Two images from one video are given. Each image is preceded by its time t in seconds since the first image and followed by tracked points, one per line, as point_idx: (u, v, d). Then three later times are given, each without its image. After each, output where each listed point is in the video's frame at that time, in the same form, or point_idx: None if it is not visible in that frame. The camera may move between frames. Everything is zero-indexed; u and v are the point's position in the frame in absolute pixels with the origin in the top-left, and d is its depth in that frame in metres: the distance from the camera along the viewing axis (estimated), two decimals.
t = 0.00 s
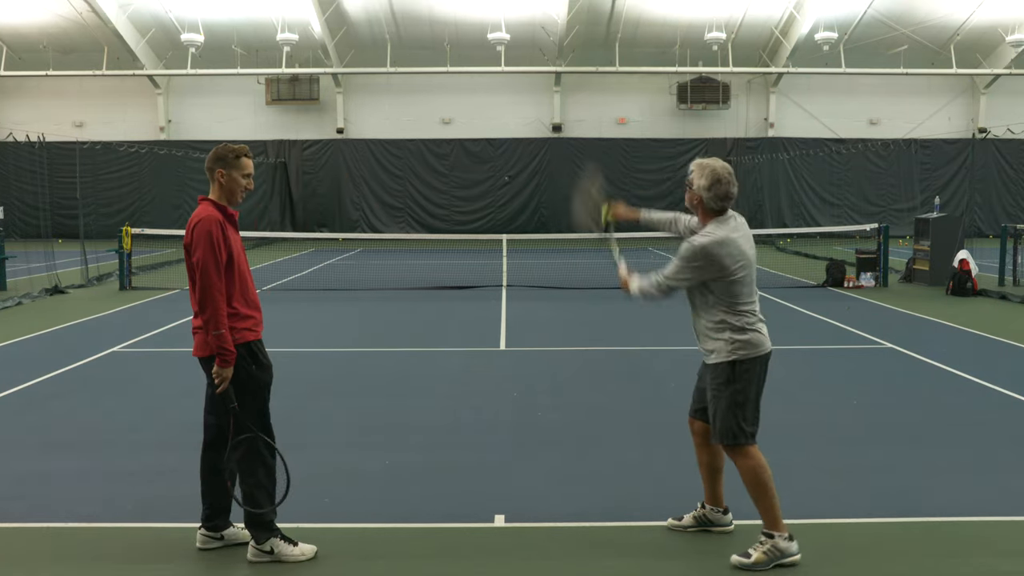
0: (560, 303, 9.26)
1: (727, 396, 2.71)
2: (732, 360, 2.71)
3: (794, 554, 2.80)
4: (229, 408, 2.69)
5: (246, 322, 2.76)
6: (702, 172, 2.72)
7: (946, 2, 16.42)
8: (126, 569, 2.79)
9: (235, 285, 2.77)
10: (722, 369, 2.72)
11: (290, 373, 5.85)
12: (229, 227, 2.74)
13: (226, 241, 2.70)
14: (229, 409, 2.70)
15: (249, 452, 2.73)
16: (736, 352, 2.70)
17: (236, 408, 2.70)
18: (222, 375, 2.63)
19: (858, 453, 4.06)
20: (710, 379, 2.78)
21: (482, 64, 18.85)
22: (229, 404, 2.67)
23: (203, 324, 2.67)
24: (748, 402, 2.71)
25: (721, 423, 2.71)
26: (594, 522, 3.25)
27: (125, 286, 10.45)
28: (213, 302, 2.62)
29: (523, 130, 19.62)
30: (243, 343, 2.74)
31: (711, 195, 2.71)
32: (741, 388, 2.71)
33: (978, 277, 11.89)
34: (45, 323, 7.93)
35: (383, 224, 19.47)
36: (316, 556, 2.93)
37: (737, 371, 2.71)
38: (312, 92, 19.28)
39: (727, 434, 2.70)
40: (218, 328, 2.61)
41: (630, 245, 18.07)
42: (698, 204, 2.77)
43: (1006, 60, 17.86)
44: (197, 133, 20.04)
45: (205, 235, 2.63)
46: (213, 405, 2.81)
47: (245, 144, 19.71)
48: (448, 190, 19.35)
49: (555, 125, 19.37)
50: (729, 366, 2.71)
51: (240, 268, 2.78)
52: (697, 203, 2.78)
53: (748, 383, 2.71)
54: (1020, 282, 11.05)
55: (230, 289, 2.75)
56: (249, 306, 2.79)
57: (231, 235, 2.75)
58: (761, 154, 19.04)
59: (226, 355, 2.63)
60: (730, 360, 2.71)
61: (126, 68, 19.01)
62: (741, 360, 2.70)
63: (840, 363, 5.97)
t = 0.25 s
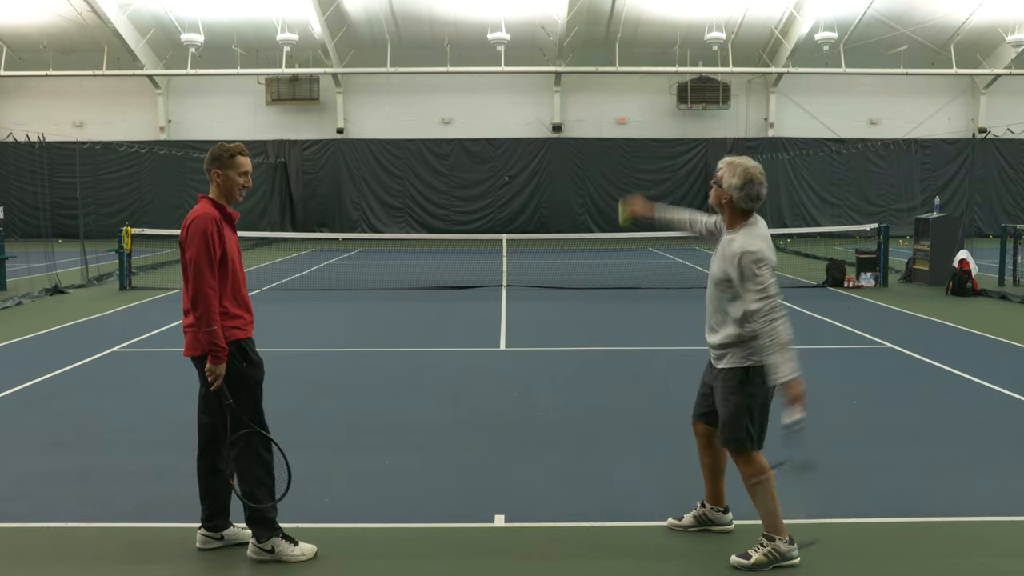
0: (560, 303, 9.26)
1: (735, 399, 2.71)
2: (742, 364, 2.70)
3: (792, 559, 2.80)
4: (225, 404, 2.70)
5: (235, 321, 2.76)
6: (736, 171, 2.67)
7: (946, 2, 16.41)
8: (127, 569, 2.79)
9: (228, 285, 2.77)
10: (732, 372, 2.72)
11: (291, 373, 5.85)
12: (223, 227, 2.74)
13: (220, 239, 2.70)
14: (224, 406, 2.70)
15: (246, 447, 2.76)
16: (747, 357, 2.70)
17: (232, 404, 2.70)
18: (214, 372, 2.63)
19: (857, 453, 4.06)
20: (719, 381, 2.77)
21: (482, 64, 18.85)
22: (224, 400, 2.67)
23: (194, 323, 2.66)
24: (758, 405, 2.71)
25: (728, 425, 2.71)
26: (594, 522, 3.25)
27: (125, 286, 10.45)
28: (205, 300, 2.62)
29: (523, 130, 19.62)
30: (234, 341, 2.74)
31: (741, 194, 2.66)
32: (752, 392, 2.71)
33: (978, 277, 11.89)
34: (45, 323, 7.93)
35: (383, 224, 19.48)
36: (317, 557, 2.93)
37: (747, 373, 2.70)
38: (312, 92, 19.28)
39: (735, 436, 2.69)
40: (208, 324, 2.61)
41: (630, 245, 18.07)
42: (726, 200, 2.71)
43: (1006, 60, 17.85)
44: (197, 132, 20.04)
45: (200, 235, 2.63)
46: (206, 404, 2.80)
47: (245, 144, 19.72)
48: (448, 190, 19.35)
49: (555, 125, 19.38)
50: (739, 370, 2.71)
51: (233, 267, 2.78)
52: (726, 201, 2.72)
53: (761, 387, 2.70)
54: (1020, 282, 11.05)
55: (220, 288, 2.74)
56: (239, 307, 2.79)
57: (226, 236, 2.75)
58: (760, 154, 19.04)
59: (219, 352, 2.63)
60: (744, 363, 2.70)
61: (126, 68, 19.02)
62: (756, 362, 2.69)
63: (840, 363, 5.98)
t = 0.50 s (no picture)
0: (560, 303, 9.26)
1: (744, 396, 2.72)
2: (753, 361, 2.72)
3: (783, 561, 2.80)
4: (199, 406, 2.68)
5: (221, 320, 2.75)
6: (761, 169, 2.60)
7: (946, 2, 16.41)
8: (128, 570, 2.79)
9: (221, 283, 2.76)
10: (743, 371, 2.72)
11: (290, 374, 5.85)
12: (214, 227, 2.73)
13: (208, 240, 2.69)
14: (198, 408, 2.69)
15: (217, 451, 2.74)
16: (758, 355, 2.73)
17: (206, 406, 2.68)
18: (191, 373, 2.63)
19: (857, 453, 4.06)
20: (722, 377, 2.77)
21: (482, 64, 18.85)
22: (199, 402, 2.66)
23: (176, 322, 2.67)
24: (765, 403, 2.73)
25: (737, 424, 2.71)
26: (594, 523, 3.25)
27: (125, 286, 10.45)
28: (186, 301, 2.62)
29: (523, 130, 19.62)
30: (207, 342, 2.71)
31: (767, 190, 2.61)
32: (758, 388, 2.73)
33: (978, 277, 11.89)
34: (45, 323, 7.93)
35: (383, 224, 19.48)
36: (316, 558, 2.94)
37: (754, 370, 2.72)
38: (312, 92, 19.30)
39: (744, 435, 2.69)
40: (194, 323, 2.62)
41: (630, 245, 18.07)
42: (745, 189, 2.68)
43: (1006, 60, 17.85)
44: (197, 132, 20.04)
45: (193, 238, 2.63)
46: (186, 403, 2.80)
47: (245, 144, 19.72)
48: (449, 190, 19.35)
49: (555, 125, 19.39)
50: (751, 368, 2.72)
51: (223, 267, 2.77)
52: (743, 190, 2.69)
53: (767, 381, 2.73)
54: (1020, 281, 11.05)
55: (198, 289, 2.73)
56: (225, 307, 2.78)
57: (219, 236, 2.74)
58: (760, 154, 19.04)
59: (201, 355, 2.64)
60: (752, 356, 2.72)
61: (127, 68, 19.02)
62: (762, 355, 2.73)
63: (839, 363, 5.98)
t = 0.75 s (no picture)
0: (560, 303, 9.26)
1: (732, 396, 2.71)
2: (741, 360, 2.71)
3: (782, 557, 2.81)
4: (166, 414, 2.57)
5: (198, 326, 2.65)
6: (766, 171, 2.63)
7: (946, 2, 16.40)
8: (128, 570, 2.79)
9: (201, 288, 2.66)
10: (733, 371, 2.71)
11: (290, 374, 5.85)
12: (193, 230, 2.63)
13: (182, 244, 2.58)
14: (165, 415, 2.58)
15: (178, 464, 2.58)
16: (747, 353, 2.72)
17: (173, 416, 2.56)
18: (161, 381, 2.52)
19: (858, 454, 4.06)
20: (712, 376, 2.76)
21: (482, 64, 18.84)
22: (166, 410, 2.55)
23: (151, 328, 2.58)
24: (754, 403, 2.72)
25: (727, 425, 2.70)
26: (594, 523, 3.25)
27: (125, 286, 10.44)
28: (157, 307, 2.52)
29: (523, 130, 19.62)
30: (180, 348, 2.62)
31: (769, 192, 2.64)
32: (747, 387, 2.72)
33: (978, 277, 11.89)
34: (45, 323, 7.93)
35: (383, 223, 19.47)
36: (317, 558, 2.94)
37: (742, 369, 2.71)
38: (312, 92, 19.30)
39: (734, 435, 2.68)
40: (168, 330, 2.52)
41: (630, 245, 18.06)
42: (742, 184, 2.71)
43: (1007, 60, 17.85)
44: (197, 132, 20.04)
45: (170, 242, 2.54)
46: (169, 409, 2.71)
47: (245, 144, 19.71)
48: (449, 190, 19.35)
49: (555, 125, 19.39)
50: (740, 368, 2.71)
51: (203, 271, 2.66)
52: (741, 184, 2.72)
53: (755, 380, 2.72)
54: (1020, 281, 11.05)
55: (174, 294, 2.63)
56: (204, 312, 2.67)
57: (199, 239, 2.64)
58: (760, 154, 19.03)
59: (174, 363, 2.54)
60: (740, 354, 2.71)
61: (127, 68, 19.02)
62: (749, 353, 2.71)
63: (839, 363, 5.98)
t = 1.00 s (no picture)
0: (560, 303, 9.26)
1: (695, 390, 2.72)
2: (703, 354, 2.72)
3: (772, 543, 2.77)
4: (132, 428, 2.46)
5: (170, 337, 2.51)
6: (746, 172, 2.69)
7: (946, 2, 16.40)
8: (129, 569, 2.79)
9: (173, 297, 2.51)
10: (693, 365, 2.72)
11: (290, 375, 5.85)
12: (164, 236, 2.49)
13: (148, 252, 2.45)
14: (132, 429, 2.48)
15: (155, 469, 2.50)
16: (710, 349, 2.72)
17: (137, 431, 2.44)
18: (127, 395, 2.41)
19: (858, 454, 4.05)
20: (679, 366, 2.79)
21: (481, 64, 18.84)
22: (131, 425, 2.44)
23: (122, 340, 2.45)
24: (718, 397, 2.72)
25: (689, 417, 2.71)
26: (595, 522, 3.25)
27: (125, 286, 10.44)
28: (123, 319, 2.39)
29: (523, 130, 19.63)
30: (146, 358, 2.48)
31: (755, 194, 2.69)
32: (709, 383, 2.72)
33: (978, 277, 11.88)
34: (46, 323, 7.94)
35: (383, 224, 19.48)
36: (317, 558, 2.94)
37: (704, 361, 2.71)
38: (312, 92, 19.30)
39: (696, 427, 2.70)
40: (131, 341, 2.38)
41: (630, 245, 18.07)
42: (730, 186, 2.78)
43: (1007, 60, 17.85)
44: (197, 133, 20.04)
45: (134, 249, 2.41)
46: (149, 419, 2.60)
47: (245, 145, 19.72)
48: (449, 190, 19.36)
49: (555, 126, 19.40)
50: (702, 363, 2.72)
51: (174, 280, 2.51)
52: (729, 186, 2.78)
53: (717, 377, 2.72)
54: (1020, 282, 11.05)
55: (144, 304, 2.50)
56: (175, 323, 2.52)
57: (171, 246, 2.50)
58: (760, 154, 19.03)
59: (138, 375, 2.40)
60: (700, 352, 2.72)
61: (127, 68, 19.02)
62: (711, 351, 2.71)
63: (839, 362, 5.98)
